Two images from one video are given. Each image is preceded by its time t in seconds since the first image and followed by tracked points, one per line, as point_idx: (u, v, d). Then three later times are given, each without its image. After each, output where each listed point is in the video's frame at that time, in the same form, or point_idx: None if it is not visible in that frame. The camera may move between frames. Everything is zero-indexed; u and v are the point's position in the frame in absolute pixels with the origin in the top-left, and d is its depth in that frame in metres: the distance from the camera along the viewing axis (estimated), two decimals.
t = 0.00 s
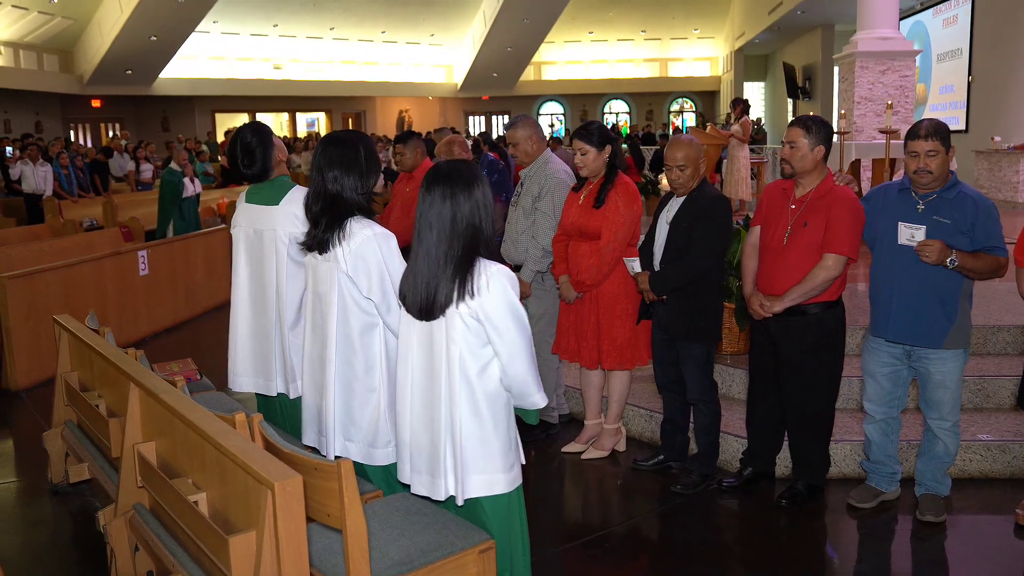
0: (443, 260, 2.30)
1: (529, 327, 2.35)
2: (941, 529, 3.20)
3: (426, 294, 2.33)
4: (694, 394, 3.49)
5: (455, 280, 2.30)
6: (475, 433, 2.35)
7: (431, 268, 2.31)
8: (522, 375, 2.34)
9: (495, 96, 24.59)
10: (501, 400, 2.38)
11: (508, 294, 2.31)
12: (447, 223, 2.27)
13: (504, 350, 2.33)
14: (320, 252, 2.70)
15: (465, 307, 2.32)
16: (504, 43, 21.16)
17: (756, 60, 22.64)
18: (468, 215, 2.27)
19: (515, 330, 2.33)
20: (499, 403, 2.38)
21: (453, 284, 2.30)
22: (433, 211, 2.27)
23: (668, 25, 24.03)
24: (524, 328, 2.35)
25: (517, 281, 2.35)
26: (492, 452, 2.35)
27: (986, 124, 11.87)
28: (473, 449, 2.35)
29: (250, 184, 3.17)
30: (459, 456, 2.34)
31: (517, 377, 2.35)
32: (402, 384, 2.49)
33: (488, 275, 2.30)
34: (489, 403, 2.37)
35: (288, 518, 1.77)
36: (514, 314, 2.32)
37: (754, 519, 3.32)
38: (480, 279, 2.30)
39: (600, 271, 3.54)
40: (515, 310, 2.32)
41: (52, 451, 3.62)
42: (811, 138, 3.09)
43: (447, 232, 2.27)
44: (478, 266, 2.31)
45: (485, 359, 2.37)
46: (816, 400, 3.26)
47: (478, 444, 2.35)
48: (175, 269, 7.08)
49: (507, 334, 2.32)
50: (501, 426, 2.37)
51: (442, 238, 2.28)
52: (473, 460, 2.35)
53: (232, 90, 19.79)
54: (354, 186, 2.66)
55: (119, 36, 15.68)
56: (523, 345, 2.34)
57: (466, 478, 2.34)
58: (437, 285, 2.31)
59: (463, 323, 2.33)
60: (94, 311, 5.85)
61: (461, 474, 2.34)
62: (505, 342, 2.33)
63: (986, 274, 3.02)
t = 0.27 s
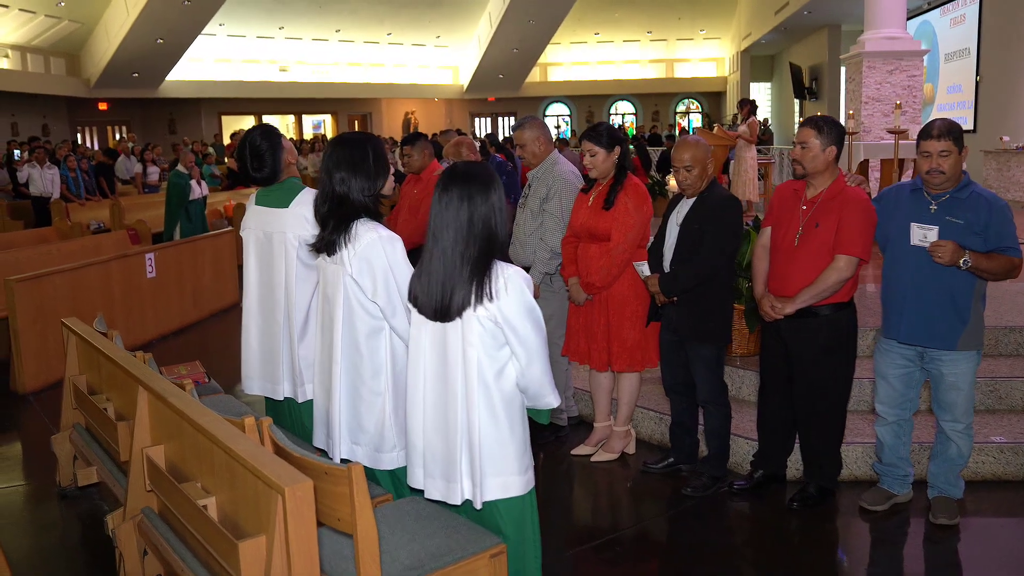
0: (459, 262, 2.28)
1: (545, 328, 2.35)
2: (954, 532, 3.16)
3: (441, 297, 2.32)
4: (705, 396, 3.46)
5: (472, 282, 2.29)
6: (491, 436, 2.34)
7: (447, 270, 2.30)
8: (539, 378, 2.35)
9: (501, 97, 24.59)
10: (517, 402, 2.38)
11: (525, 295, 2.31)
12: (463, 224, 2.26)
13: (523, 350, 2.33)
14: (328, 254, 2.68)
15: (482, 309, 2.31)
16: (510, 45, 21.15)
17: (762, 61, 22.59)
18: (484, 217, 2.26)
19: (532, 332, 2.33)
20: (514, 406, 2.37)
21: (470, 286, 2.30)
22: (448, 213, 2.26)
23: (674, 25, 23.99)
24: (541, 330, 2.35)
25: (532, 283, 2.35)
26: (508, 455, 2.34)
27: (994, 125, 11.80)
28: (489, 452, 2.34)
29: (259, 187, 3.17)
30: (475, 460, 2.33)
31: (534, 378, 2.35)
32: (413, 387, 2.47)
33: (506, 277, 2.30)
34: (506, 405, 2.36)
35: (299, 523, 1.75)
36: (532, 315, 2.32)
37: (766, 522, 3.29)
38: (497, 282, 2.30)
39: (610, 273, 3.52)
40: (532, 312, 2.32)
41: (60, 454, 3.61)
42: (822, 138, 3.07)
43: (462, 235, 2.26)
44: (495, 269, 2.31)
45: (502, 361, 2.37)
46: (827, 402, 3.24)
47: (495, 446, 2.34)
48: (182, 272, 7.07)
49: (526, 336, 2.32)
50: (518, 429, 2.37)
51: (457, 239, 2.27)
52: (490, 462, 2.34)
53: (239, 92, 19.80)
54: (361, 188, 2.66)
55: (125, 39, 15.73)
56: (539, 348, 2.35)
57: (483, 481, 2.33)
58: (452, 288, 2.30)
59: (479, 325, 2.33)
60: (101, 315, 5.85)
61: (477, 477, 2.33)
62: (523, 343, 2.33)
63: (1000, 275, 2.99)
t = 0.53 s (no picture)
0: (475, 264, 2.27)
1: (561, 330, 2.33)
2: (973, 535, 3.13)
3: (456, 299, 2.31)
4: (720, 398, 3.43)
5: (488, 284, 2.28)
6: (506, 439, 2.33)
7: (463, 272, 2.29)
8: (555, 380, 2.33)
9: (511, 98, 24.60)
10: (532, 405, 2.36)
11: (541, 297, 2.29)
12: (479, 226, 2.24)
13: (538, 352, 2.31)
14: (343, 257, 2.67)
15: (497, 311, 2.29)
16: (519, 46, 21.14)
17: (773, 61, 22.51)
18: (499, 219, 2.25)
19: (548, 334, 2.31)
20: (530, 408, 2.36)
21: (485, 289, 2.28)
22: (464, 215, 2.25)
23: (684, 26, 23.92)
24: (557, 332, 2.33)
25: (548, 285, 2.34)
26: (523, 458, 2.33)
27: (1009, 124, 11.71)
28: (504, 455, 2.32)
29: (273, 188, 3.16)
30: (490, 463, 2.31)
31: (549, 381, 2.33)
32: (427, 390, 2.46)
33: (522, 278, 2.28)
34: (521, 408, 2.34)
35: (313, 528, 1.74)
36: (547, 317, 2.30)
37: (781, 525, 3.26)
38: (513, 284, 2.28)
39: (622, 275, 3.50)
40: (548, 314, 2.30)
41: (73, 457, 3.61)
42: (837, 138, 3.04)
43: (478, 236, 2.25)
44: (510, 270, 2.29)
45: (517, 363, 2.35)
46: (844, 405, 3.20)
47: (510, 450, 2.32)
48: (194, 274, 7.08)
49: (541, 338, 2.30)
50: (533, 432, 2.35)
51: (473, 241, 2.25)
52: (505, 465, 2.32)
53: (250, 95, 19.86)
54: (376, 190, 2.65)
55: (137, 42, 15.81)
56: (555, 350, 2.33)
57: (498, 485, 2.32)
58: (468, 290, 2.29)
59: (494, 328, 2.31)
60: (114, 317, 5.86)
61: (493, 480, 2.31)
62: (538, 344, 2.31)
63: (1018, 276, 2.95)
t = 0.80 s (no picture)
0: (480, 265, 2.26)
1: (569, 334, 2.29)
2: (988, 539, 3.08)
3: (463, 300, 2.30)
4: (731, 401, 3.40)
5: (493, 286, 2.26)
6: (512, 443, 2.30)
7: (469, 274, 2.28)
8: (562, 383, 2.29)
9: (519, 99, 24.60)
10: (539, 408, 2.33)
11: (547, 300, 2.26)
12: (485, 228, 2.23)
13: (543, 356, 2.27)
14: (354, 259, 2.66)
15: (503, 313, 2.27)
16: (527, 47, 21.13)
17: (781, 61, 22.44)
18: (506, 221, 2.23)
19: (555, 337, 2.28)
20: (537, 412, 2.33)
21: (491, 291, 2.26)
22: (472, 217, 2.24)
23: (692, 26, 23.87)
24: (564, 335, 2.29)
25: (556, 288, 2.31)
26: (531, 461, 2.30)
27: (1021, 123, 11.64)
28: (509, 458, 2.30)
29: (283, 189, 3.15)
30: (495, 467, 2.29)
31: (555, 384, 2.29)
32: (438, 393, 2.45)
33: (527, 281, 2.25)
34: (528, 412, 2.32)
35: (324, 534, 1.72)
36: (554, 320, 2.27)
37: (793, 528, 3.23)
38: (518, 286, 2.26)
39: (631, 277, 3.48)
40: (554, 317, 2.27)
41: (82, 461, 3.61)
42: (850, 138, 3.01)
43: (485, 238, 2.23)
44: (516, 273, 2.27)
45: (524, 366, 2.33)
46: (857, 407, 3.17)
47: (516, 454, 2.30)
48: (203, 277, 7.07)
49: (545, 341, 2.27)
50: (540, 436, 2.32)
51: (479, 243, 2.24)
52: (511, 470, 2.30)
53: (258, 97, 19.89)
54: (391, 192, 2.63)
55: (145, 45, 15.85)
56: (563, 353, 2.29)
57: (502, 490, 2.30)
58: (474, 292, 2.28)
59: (500, 330, 2.29)
60: (122, 320, 5.86)
61: (497, 484, 2.29)
62: (544, 348, 2.27)
63: None
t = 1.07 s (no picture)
0: (484, 267, 2.24)
1: (573, 337, 2.25)
2: (1002, 542, 3.05)
3: (467, 302, 2.28)
4: (741, 402, 3.37)
5: (495, 288, 2.24)
6: (515, 446, 2.27)
7: (474, 275, 2.26)
8: (566, 386, 2.25)
9: (526, 100, 24.59)
10: (544, 411, 2.29)
11: (549, 302, 2.22)
12: (489, 230, 2.21)
13: (545, 358, 2.23)
14: (366, 260, 2.65)
15: (505, 315, 2.24)
16: (534, 47, 21.12)
17: (789, 61, 22.38)
18: (510, 222, 2.21)
19: (559, 341, 2.24)
20: (541, 415, 2.29)
21: (494, 292, 2.24)
22: (477, 218, 2.22)
23: (699, 26, 23.80)
24: (568, 338, 2.25)
25: (561, 290, 2.27)
26: (536, 466, 2.27)
27: None
28: (514, 462, 2.27)
29: (290, 190, 3.13)
30: (498, 471, 2.27)
31: (560, 388, 2.25)
32: (448, 395, 2.43)
33: (528, 283, 2.22)
34: (532, 415, 2.28)
35: (333, 538, 1.71)
36: (557, 323, 2.23)
37: (804, 531, 3.20)
38: (519, 288, 2.22)
39: (639, 278, 3.45)
40: (558, 320, 2.23)
41: (89, 463, 3.60)
42: (861, 138, 2.97)
43: (489, 238, 2.21)
44: (519, 274, 2.24)
45: (527, 369, 2.29)
46: (869, 409, 3.14)
47: (521, 458, 2.27)
48: (209, 279, 7.07)
49: (547, 345, 2.23)
50: (545, 440, 2.28)
51: (483, 243, 2.22)
52: (514, 475, 2.27)
53: (265, 98, 19.90)
54: (405, 193, 2.62)
55: (152, 47, 15.88)
56: (568, 356, 2.25)
57: (504, 494, 2.27)
58: (478, 293, 2.26)
59: (502, 333, 2.27)
60: (129, 322, 5.86)
61: (499, 488, 2.27)
62: (546, 352, 2.24)
63: None
